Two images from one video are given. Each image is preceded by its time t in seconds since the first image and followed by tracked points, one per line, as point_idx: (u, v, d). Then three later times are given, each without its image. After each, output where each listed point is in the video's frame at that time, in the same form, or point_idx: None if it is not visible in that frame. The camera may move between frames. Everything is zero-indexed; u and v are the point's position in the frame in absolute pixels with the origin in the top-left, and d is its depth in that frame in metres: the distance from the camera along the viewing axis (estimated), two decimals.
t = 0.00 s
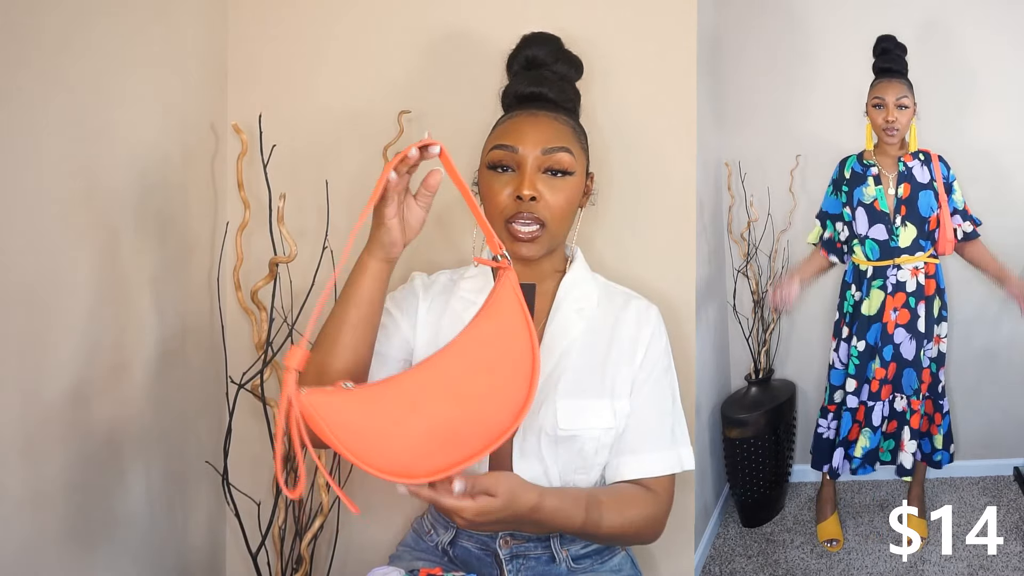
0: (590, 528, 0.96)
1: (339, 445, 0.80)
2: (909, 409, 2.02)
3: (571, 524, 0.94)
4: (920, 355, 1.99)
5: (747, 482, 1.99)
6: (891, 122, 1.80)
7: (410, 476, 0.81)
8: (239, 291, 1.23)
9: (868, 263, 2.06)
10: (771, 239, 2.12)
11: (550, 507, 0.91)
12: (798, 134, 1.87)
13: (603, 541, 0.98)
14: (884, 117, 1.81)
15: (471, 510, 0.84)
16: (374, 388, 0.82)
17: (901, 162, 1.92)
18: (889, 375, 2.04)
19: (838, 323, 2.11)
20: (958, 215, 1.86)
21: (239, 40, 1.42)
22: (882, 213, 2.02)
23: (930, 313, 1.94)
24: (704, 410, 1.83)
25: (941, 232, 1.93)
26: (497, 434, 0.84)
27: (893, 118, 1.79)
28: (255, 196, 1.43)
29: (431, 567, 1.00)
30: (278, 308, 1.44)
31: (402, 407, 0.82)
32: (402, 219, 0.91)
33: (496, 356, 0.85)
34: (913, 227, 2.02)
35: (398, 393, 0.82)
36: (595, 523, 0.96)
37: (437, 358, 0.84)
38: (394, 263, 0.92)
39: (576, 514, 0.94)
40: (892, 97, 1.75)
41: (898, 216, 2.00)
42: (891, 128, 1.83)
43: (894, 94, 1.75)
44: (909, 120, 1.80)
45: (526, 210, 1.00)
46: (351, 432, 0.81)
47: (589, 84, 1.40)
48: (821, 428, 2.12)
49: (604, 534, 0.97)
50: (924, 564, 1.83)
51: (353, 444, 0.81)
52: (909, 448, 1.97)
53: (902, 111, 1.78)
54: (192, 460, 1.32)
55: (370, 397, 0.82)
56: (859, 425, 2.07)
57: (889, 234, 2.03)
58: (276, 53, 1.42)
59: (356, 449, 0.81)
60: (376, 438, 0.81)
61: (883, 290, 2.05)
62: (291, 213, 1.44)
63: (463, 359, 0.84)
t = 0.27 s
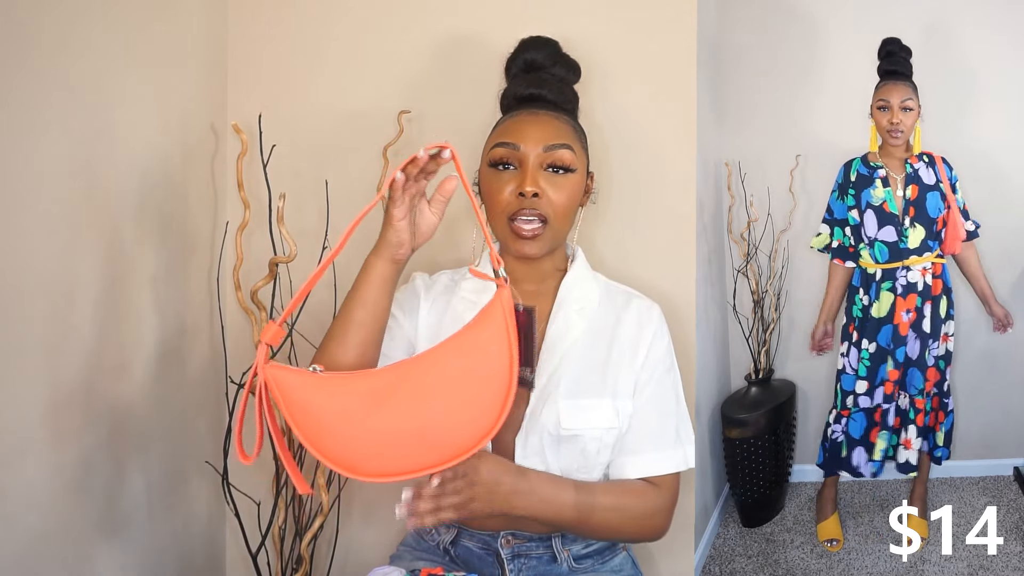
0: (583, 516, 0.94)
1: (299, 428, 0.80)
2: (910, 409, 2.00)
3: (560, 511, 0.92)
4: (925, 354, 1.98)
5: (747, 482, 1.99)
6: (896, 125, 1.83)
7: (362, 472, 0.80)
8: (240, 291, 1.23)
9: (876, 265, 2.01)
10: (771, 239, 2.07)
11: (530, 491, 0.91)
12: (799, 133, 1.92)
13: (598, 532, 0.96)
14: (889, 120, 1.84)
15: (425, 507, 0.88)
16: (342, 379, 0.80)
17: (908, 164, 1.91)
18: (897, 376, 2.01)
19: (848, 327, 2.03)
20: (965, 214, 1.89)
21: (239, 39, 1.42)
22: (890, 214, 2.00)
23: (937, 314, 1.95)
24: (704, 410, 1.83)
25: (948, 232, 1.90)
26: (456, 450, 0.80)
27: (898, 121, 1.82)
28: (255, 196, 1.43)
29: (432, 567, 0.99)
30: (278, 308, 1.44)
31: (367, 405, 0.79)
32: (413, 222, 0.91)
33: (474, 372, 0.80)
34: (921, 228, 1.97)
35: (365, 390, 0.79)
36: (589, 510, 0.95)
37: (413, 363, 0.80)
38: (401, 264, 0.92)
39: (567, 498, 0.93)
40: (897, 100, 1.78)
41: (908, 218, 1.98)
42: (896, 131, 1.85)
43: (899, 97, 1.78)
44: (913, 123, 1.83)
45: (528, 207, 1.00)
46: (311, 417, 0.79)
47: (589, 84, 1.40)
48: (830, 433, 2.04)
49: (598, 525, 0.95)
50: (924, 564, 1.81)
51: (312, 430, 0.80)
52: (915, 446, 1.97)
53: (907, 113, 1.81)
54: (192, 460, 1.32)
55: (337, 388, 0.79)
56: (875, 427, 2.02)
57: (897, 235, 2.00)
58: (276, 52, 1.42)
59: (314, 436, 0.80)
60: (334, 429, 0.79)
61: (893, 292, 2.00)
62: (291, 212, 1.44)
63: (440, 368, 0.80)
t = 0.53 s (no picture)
0: (589, 517, 0.93)
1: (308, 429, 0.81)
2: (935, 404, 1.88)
3: (569, 514, 0.91)
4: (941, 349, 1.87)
5: (747, 482, 1.99)
6: (898, 126, 1.77)
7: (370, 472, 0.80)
8: (239, 291, 1.23)
9: (884, 268, 1.87)
10: (771, 239, 2.10)
11: (545, 495, 0.88)
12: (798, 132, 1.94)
13: (600, 533, 0.96)
14: (890, 122, 1.78)
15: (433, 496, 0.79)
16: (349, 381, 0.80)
17: (912, 165, 1.83)
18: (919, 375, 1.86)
19: (858, 332, 1.90)
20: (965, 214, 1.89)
21: (239, 39, 1.42)
22: (899, 215, 1.86)
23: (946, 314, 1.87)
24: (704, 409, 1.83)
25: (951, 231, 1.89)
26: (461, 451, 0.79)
27: (899, 122, 1.76)
28: (255, 196, 1.43)
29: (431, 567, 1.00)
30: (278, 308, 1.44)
31: (373, 407, 0.79)
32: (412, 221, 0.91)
33: (477, 374, 0.79)
34: (929, 228, 1.86)
35: (370, 393, 0.79)
36: (595, 510, 0.94)
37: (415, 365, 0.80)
38: (399, 262, 0.92)
39: (577, 500, 0.92)
40: (898, 101, 1.73)
41: (916, 218, 1.85)
42: (897, 132, 1.78)
43: (900, 98, 1.74)
44: (914, 125, 1.78)
45: (530, 206, 1.00)
46: (319, 418, 0.80)
47: (589, 83, 1.40)
48: (845, 442, 1.91)
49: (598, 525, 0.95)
50: (923, 563, 1.81)
51: (320, 430, 0.81)
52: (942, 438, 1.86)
53: (909, 115, 1.76)
54: (192, 460, 1.32)
55: (343, 389, 0.80)
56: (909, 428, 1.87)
57: (908, 235, 1.85)
58: (276, 52, 1.42)
59: (323, 437, 0.81)
60: (341, 430, 0.80)
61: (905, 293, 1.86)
62: (291, 212, 1.44)
63: (443, 371, 0.79)
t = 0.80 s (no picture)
0: (595, 516, 0.94)
1: (321, 434, 0.81)
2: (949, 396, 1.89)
3: (576, 511, 0.91)
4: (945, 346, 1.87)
5: (747, 482, 1.99)
6: (897, 126, 1.75)
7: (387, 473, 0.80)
8: (239, 291, 1.23)
9: (877, 265, 1.88)
10: (771, 239, 2.12)
11: (554, 490, 0.88)
12: (798, 132, 1.94)
13: (604, 531, 0.96)
14: (890, 122, 1.76)
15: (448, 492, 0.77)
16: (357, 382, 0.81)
17: (909, 164, 1.84)
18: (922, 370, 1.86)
19: (853, 328, 1.92)
20: (964, 215, 1.86)
21: (238, 40, 1.42)
22: (891, 214, 1.86)
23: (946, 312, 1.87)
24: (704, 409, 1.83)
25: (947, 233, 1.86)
26: (475, 439, 0.79)
27: (899, 123, 1.75)
28: (255, 196, 1.43)
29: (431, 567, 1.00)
30: (278, 308, 1.44)
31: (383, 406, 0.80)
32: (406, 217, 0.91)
33: (484, 364, 0.80)
34: (921, 228, 1.85)
35: (380, 393, 0.80)
36: (602, 507, 0.94)
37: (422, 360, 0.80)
38: (396, 257, 0.92)
39: (584, 497, 0.92)
40: (898, 101, 1.72)
41: (908, 218, 1.85)
42: (897, 133, 1.77)
43: (899, 98, 1.73)
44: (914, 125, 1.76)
45: (529, 207, 1.00)
46: (331, 422, 0.80)
47: (589, 84, 1.40)
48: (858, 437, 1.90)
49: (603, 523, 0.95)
50: (924, 563, 1.81)
51: (334, 434, 0.81)
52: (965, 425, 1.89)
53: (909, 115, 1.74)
54: (192, 460, 1.32)
55: (352, 391, 0.80)
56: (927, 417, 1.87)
57: (899, 234, 1.86)
58: (276, 52, 1.42)
59: (338, 442, 0.81)
60: (355, 433, 0.80)
61: (898, 291, 1.86)
62: (291, 212, 1.44)
63: (450, 363, 0.80)
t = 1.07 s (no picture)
0: (608, 510, 0.94)
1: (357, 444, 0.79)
2: (937, 402, 1.87)
3: (590, 503, 0.90)
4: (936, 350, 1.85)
5: (746, 482, 1.99)
6: (897, 126, 1.76)
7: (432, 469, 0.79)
8: (239, 291, 1.23)
9: (867, 264, 1.89)
10: (771, 239, 2.11)
11: (573, 479, 0.87)
12: (798, 133, 1.91)
13: (613, 527, 0.97)
14: (890, 121, 1.77)
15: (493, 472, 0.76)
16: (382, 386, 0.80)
17: (903, 164, 1.85)
18: (909, 370, 1.86)
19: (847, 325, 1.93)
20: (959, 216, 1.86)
21: (238, 40, 1.42)
22: (880, 214, 1.88)
23: (938, 314, 1.86)
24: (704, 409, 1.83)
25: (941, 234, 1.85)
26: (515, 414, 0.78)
27: (899, 122, 1.75)
28: (255, 196, 1.43)
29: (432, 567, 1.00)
30: (278, 308, 1.44)
31: (413, 401, 0.78)
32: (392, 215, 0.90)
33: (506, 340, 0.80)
34: (910, 228, 1.86)
35: (407, 389, 0.79)
36: (613, 501, 0.95)
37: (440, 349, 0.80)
38: (384, 257, 0.92)
39: (598, 492, 0.91)
40: (898, 101, 1.72)
41: (897, 217, 1.86)
42: (897, 132, 1.77)
43: (899, 98, 1.73)
44: (914, 124, 1.76)
45: (528, 207, 1.00)
46: (364, 429, 0.78)
47: (589, 84, 1.40)
48: (841, 435, 1.91)
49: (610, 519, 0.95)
50: (924, 563, 1.81)
51: (369, 440, 0.78)
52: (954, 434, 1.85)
53: (908, 115, 1.75)
54: (192, 460, 1.32)
55: (379, 394, 0.79)
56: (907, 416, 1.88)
57: (887, 234, 1.87)
58: (276, 52, 1.42)
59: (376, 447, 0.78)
60: (389, 436, 0.78)
61: (885, 290, 1.87)
62: (291, 213, 1.44)
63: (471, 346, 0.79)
